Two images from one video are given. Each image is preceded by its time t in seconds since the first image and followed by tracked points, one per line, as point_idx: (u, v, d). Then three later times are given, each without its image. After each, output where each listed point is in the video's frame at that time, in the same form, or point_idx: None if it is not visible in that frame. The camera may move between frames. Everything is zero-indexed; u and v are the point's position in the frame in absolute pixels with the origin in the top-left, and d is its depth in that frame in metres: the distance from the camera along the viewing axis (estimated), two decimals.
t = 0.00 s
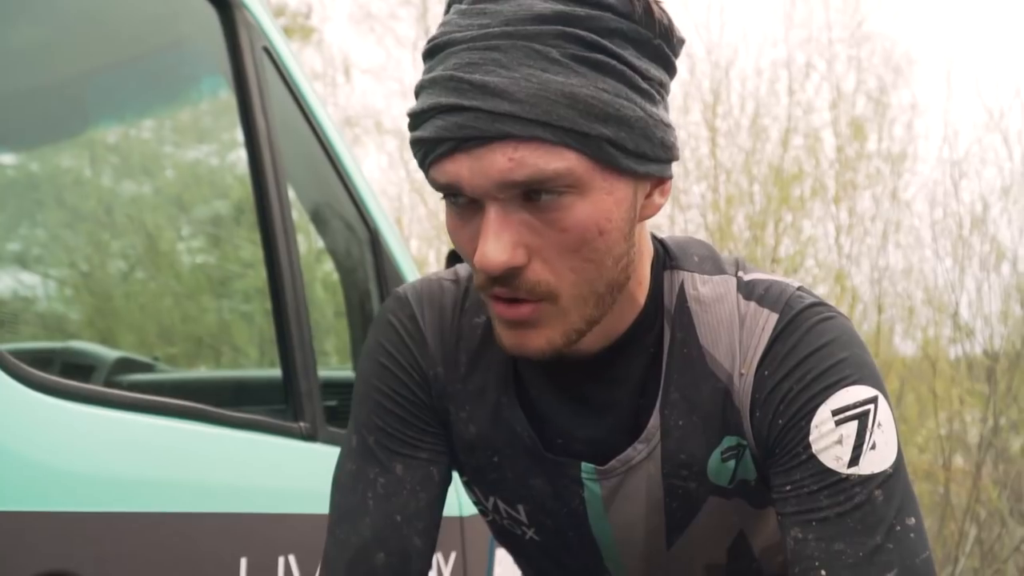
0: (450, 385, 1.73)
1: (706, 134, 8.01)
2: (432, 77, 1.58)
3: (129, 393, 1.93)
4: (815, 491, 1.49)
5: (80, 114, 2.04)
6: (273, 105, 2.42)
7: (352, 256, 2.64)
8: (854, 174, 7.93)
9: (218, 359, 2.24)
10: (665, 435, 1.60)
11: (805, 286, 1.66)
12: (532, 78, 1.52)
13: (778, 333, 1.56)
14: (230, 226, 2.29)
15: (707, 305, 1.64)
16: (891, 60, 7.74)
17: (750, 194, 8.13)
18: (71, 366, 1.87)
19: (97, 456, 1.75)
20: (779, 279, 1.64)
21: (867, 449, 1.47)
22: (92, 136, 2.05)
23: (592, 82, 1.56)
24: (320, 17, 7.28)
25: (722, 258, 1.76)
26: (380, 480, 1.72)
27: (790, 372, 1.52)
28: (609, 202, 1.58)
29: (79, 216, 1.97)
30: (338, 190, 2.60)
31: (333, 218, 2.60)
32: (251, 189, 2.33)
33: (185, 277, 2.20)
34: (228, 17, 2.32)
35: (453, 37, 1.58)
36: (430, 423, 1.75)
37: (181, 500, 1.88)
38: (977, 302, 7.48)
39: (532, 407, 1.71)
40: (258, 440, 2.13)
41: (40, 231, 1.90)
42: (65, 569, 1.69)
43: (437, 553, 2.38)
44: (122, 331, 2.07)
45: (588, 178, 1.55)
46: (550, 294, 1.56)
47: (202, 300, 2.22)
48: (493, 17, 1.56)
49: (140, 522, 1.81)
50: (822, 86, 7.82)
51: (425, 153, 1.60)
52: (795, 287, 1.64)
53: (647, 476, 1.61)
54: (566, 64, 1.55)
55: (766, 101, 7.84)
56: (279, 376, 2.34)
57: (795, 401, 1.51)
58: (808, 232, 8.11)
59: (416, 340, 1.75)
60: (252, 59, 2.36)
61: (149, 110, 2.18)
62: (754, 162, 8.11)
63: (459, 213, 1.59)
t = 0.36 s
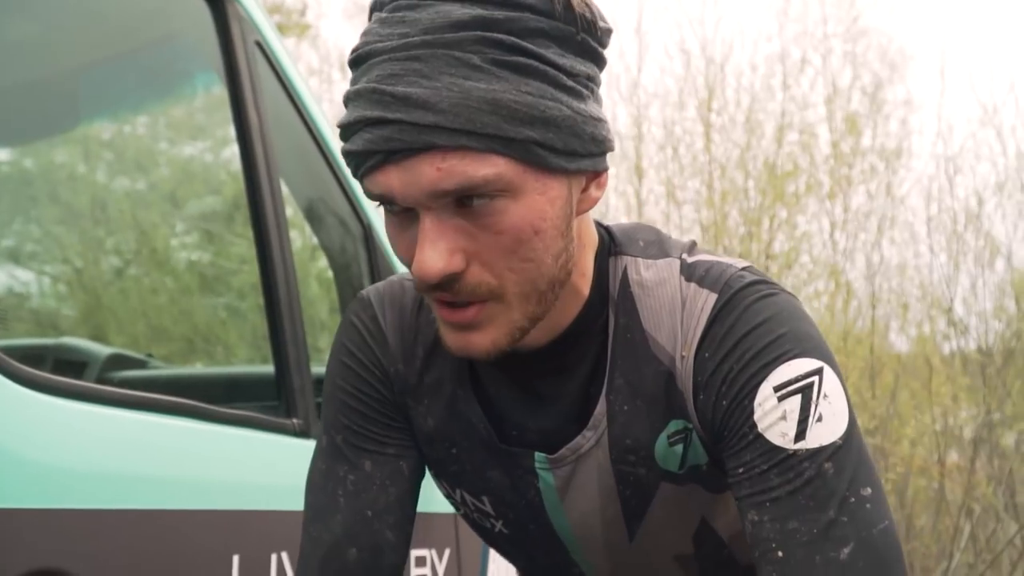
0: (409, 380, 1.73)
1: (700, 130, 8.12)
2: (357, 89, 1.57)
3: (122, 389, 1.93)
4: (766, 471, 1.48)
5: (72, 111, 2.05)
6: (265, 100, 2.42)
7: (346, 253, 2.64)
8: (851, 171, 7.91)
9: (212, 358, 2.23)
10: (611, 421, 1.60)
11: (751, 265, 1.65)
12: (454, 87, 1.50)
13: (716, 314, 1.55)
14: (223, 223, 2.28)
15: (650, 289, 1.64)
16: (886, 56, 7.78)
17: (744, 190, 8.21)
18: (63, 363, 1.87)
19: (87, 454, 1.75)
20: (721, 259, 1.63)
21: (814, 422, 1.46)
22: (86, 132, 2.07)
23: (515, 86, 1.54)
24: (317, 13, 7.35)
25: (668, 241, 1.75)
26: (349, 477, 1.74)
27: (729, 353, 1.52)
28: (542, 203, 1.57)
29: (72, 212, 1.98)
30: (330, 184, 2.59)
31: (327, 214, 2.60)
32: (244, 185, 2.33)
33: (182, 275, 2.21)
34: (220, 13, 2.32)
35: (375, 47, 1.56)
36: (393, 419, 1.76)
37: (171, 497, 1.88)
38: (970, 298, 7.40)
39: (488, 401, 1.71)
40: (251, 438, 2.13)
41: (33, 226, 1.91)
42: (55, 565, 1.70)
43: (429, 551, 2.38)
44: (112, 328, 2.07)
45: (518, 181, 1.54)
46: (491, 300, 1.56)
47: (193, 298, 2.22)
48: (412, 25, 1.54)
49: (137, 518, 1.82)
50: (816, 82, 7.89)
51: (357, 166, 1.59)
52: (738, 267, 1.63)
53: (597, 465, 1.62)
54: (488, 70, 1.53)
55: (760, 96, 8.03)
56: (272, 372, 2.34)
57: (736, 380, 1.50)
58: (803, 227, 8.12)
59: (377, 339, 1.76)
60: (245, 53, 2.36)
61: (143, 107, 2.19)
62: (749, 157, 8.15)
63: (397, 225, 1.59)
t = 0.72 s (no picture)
0: (420, 377, 1.71)
1: (697, 128, 8.10)
2: (386, 68, 1.56)
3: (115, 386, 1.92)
4: (785, 477, 1.47)
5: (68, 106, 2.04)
6: (259, 93, 2.40)
7: (340, 250, 2.62)
8: (846, 168, 7.94)
9: (206, 355, 2.22)
10: (632, 425, 1.60)
11: (773, 270, 1.64)
12: (487, 67, 1.49)
13: (743, 319, 1.54)
14: (217, 221, 2.27)
15: (674, 291, 1.63)
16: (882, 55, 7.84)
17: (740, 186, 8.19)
18: (55, 360, 1.85)
19: (79, 451, 1.73)
20: (746, 263, 1.63)
21: (836, 433, 1.46)
22: (81, 128, 2.06)
23: (549, 70, 1.54)
24: (314, 9, 7.24)
25: (690, 243, 1.75)
26: (353, 474, 1.72)
27: (756, 359, 1.51)
28: (569, 192, 1.56)
29: (66, 209, 1.97)
30: (324, 179, 2.57)
31: (322, 210, 2.58)
32: (238, 183, 2.31)
33: (176, 271, 2.20)
34: (214, 9, 2.29)
35: (407, 26, 1.56)
36: (400, 414, 1.74)
37: (162, 495, 1.86)
38: (964, 295, 7.39)
39: (501, 400, 1.70)
40: (243, 434, 2.11)
41: (29, 223, 1.90)
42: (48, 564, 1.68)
43: (424, 548, 2.37)
44: (108, 324, 2.07)
45: (546, 167, 1.53)
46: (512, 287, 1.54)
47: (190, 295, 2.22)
48: (446, 6, 1.54)
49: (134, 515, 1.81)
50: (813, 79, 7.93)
51: (380, 145, 1.58)
52: (762, 271, 1.62)
53: (616, 468, 1.61)
54: (522, 52, 1.52)
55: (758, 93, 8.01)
56: (266, 370, 2.31)
57: (761, 386, 1.50)
58: (799, 225, 8.11)
59: (386, 333, 1.74)
60: (238, 48, 2.33)
61: (139, 103, 2.18)
62: (745, 154, 8.15)
63: (418, 205, 1.58)
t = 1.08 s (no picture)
0: (423, 376, 1.71)
1: (695, 127, 8.09)
2: (432, 27, 1.56)
3: (107, 386, 1.90)
4: (792, 484, 1.48)
5: (65, 104, 2.03)
6: (252, 91, 2.39)
7: (337, 249, 2.61)
8: (842, 167, 7.94)
9: (203, 352, 2.21)
10: (640, 427, 1.59)
11: (783, 274, 1.65)
12: (543, 33, 1.51)
13: (755, 322, 1.55)
14: (214, 219, 2.26)
15: (683, 295, 1.63)
16: (879, 55, 7.85)
17: (737, 186, 8.22)
18: (48, 359, 1.84)
19: (76, 452, 1.73)
20: (757, 268, 1.63)
21: (843, 441, 1.47)
22: (77, 125, 2.05)
23: (600, 49, 1.56)
24: (309, 5, 7.16)
25: (698, 246, 1.75)
26: (351, 474, 1.70)
27: (766, 362, 1.51)
28: (603, 176, 1.57)
29: (62, 207, 1.96)
30: (319, 179, 2.56)
31: (319, 210, 2.56)
32: (233, 181, 2.29)
33: (173, 270, 2.19)
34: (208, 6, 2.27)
35: None
36: (401, 414, 1.73)
37: (159, 495, 1.86)
38: (961, 294, 7.39)
39: (507, 401, 1.69)
40: (238, 434, 2.10)
41: (25, 220, 1.90)
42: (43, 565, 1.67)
43: (419, 548, 2.36)
44: (105, 323, 2.05)
45: (584, 145, 1.55)
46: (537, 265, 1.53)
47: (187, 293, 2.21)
48: None
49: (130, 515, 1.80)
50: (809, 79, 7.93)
51: (417, 101, 1.57)
52: (772, 275, 1.63)
53: (623, 472, 1.60)
54: (576, 26, 1.54)
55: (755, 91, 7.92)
56: (260, 368, 2.30)
57: (770, 391, 1.50)
58: (797, 224, 8.11)
59: (390, 332, 1.73)
60: (231, 46, 2.31)
61: (137, 101, 2.17)
62: (743, 153, 8.16)
63: (444, 169, 1.57)
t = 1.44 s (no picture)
0: (375, 369, 1.72)
1: (693, 126, 8.08)
2: (356, 28, 1.55)
3: (102, 386, 1.90)
4: (744, 464, 1.45)
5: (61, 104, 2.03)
6: (247, 91, 2.39)
7: (334, 250, 2.61)
8: (841, 167, 7.90)
9: (201, 353, 2.21)
10: (583, 411, 1.58)
11: (730, 252, 1.63)
12: (463, 26, 1.50)
13: (694, 298, 1.53)
14: (212, 219, 2.26)
15: (624, 275, 1.61)
16: (874, 53, 7.87)
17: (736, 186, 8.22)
18: (45, 359, 1.84)
19: (73, 451, 1.73)
20: (699, 246, 1.61)
21: (791, 412, 1.43)
22: (74, 125, 2.05)
23: (522, 37, 1.55)
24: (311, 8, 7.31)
25: (646, 228, 1.73)
26: (316, 471, 1.72)
27: (706, 340, 1.49)
28: (534, 160, 1.56)
29: (60, 207, 1.96)
30: (315, 178, 2.56)
31: (318, 210, 2.57)
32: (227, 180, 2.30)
33: (172, 269, 2.18)
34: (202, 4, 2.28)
35: None
36: (360, 410, 1.74)
37: (156, 494, 1.86)
38: (959, 292, 7.36)
39: (458, 391, 1.69)
40: (231, 432, 2.10)
41: (24, 221, 1.90)
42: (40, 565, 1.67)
43: (415, 548, 2.36)
44: (103, 324, 2.05)
45: (512, 131, 1.53)
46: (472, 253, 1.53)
47: (186, 293, 2.21)
48: None
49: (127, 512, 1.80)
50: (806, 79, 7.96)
51: (345, 104, 1.56)
52: (717, 252, 1.61)
53: (570, 457, 1.60)
54: (496, 17, 1.54)
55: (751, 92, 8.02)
56: (255, 368, 2.30)
57: (712, 369, 1.48)
58: (795, 224, 8.10)
59: (344, 327, 1.75)
60: (226, 45, 2.32)
61: (134, 101, 2.18)
62: (742, 153, 8.16)
63: (380, 165, 1.57)
